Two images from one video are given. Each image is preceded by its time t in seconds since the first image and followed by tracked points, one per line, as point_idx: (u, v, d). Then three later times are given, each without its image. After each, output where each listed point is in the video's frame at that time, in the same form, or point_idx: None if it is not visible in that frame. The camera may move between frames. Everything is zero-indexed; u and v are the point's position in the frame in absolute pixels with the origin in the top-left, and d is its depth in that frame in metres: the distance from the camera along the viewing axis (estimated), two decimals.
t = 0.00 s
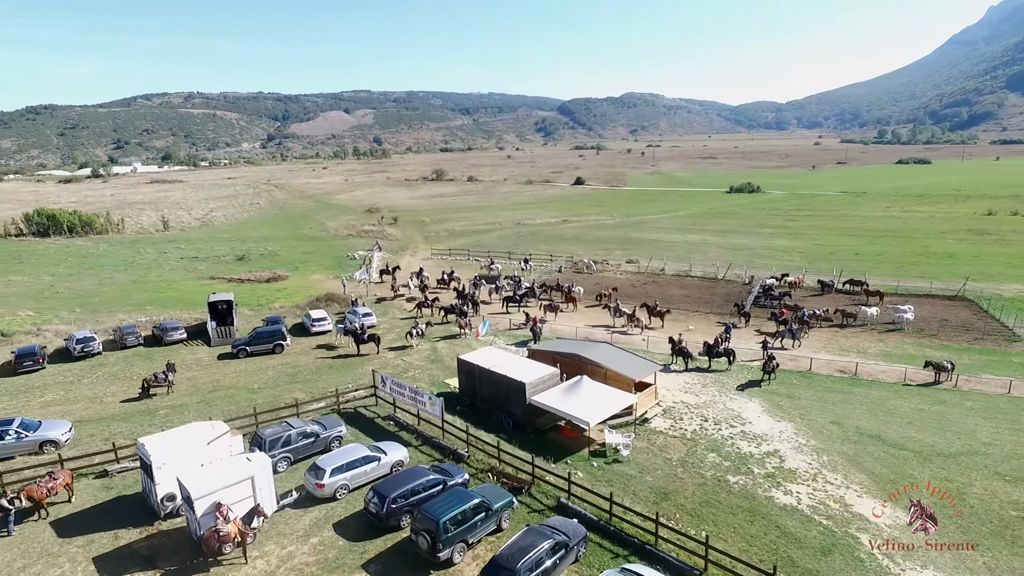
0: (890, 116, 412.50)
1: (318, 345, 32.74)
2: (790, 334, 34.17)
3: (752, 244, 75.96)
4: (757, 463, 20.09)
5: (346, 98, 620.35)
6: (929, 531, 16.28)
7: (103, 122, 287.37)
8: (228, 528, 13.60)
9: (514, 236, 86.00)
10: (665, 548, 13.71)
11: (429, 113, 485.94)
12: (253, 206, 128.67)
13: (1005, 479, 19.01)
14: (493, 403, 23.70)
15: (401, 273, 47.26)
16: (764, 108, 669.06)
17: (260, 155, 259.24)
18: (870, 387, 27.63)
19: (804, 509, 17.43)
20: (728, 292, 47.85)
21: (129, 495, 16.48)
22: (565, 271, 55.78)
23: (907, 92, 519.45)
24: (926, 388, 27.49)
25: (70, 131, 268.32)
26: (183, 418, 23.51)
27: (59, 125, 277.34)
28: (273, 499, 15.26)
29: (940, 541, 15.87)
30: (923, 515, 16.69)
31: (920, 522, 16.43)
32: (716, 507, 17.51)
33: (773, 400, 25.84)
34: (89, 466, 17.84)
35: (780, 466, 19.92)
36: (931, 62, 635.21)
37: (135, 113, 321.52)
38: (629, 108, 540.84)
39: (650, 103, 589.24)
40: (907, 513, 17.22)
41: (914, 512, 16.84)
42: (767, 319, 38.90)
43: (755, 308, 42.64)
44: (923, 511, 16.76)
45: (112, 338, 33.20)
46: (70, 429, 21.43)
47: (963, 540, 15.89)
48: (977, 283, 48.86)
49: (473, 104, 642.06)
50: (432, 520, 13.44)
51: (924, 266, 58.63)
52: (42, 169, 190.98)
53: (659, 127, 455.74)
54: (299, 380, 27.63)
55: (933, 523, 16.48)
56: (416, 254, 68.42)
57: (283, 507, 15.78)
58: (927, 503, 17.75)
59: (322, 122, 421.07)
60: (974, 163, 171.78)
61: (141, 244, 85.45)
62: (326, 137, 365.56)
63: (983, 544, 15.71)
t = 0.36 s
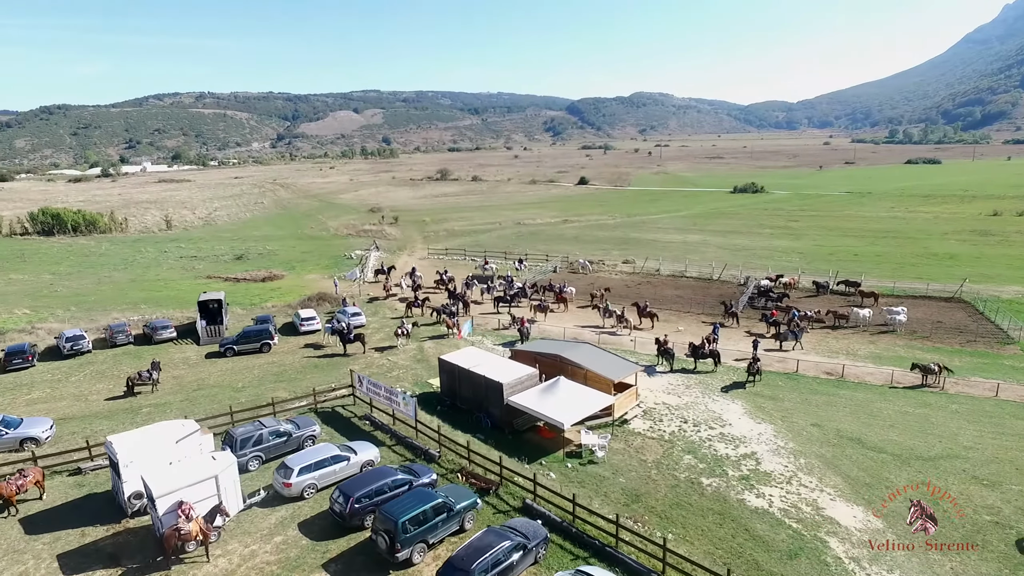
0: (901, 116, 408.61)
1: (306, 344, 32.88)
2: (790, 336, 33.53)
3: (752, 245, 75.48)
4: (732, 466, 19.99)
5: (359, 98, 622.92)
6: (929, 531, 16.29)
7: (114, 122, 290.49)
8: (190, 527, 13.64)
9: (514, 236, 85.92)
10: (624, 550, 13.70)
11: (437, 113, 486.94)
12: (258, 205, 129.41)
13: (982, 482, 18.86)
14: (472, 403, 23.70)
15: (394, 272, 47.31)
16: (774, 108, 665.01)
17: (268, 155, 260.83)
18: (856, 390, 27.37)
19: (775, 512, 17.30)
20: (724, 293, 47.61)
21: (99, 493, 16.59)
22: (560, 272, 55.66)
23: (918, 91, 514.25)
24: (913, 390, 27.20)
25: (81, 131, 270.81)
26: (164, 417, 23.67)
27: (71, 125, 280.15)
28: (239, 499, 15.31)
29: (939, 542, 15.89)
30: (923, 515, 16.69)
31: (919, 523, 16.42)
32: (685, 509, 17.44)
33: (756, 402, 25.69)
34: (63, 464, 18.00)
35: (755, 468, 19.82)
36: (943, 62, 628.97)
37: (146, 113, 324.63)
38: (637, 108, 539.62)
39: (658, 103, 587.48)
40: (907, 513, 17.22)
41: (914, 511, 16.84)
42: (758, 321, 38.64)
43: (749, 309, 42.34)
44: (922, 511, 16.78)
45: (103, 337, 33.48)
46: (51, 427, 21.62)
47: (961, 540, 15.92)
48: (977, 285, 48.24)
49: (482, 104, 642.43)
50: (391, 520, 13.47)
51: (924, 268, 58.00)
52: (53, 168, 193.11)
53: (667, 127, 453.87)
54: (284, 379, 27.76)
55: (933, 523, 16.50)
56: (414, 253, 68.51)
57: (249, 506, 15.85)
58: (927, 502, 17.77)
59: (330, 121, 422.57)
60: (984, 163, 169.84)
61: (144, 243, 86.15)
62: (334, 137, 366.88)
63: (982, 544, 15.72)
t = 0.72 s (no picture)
0: (916, 115, 403.55)
1: (298, 343, 33.09)
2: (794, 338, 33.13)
3: (755, 245, 74.90)
4: (711, 468, 19.83)
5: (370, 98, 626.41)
6: (930, 531, 16.29)
7: (129, 121, 294.42)
8: (157, 523, 13.71)
9: (517, 235, 85.94)
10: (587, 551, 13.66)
11: (447, 112, 488.12)
12: (266, 205, 130.55)
13: (964, 488, 18.59)
14: (455, 403, 23.73)
15: (390, 272, 47.47)
16: (786, 108, 659.95)
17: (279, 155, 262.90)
18: (846, 393, 27.05)
19: (750, 515, 17.16)
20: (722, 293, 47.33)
21: (76, 489, 16.76)
22: (558, 272, 55.57)
23: (934, 91, 508.16)
24: (904, 394, 26.84)
25: (97, 131, 274.74)
26: (151, 414, 23.89)
27: (87, 124, 284.28)
28: (209, 496, 15.37)
29: (939, 542, 15.93)
30: (923, 515, 16.62)
31: (919, 522, 16.43)
32: (659, 512, 17.32)
33: (742, 404, 25.47)
34: (43, 460, 18.20)
35: (734, 471, 19.65)
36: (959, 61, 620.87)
37: (161, 113, 328.62)
38: (648, 108, 537.59)
39: (669, 102, 584.75)
40: (907, 513, 17.24)
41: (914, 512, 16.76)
42: (752, 322, 38.33)
43: (746, 309, 42.05)
44: (922, 511, 16.69)
45: (98, 335, 33.89)
46: (38, 423, 21.90)
47: (962, 540, 15.95)
48: (979, 287, 47.55)
49: (493, 104, 642.73)
50: (355, 519, 13.51)
51: (928, 269, 57.31)
52: (69, 168, 196.25)
53: (678, 126, 451.64)
54: (272, 378, 27.93)
55: (933, 523, 16.45)
56: (416, 252, 68.71)
57: (221, 504, 15.97)
58: (928, 503, 17.81)
59: (341, 121, 424.66)
60: (999, 163, 167.31)
61: (152, 242, 87.22)
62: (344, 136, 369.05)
63: (984, 545, 15.69)
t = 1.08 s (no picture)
0: (948, 114, 392.63)
1: (298, 341, 33.51)
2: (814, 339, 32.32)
3: (770, 246, 73.68)
4: (696, 472, 19.61)
5: (393, 98, 631.90)
6: (929, 531, 16.30)
7: (158, 121, 301.57)
8: (133, 516, 13.99)
9: (529, 235, 85.81)
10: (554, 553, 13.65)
11: (468, 112, 489.47)
12: (284, 203, 132.41)
13: (956, 497, 18.12)
14: (445, 403, 23.81)
15: (396, 271, 47.78)
16: (813, 107, 647.86)
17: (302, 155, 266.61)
18: (844, 397, 26.51)
19: (731, 521, 16.93)
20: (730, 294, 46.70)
21: (65, 481, 17.20)
22: (566, 272, 55.42)
23: (967, 90, 493.73)
24: (905, 400, 26.20)
25: (130, 130, 282.24)
26: (148, 409, 24.42)
27: (119, 124, 291.87)
28: (189, 490, 15.67)
29: (939, 542, 15.96)
30: (923, 515, 16.65)
31: (919, 522, 16.46)
32: (638, 516, 17.18)
33: (737, 408, 25.11)
34: (37, 452, 18.72)
35: (719, 476, 19.40)
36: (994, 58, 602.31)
37: (189, 113, 335.81)
38: (670, 107, 532.44)
39: (692, 101, 578.08)
40: (908, 513, 17.25)
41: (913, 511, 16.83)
42: (756, 324, 37.72)
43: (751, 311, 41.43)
44: (922, 511, 16.72)
45: (107, 330, 34.74)
46: (39, 416, 22.53)
47: (963, 541, 15.93)
48: (998, 291, 46.13)
49: (515, 103, 642.59)
50: (324, 516, 13.66)
51: (947, 273, 55.81)
52: (99, 167, 201.75)
53: (701, 126, 446.27)
54: (269, 375, 28.33)
55: (933, 523, 16.48)
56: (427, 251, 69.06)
57: (203, 498, 16.27)
58: (928, 503, 17.82)
59: (362, 121, 428.57)
60: None
61: (173, 239, 89.21)
62: (365, 136, 372.51)
63: (985, 545, 15.73)
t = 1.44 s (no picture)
0: (977, 112, 382.97)
1: (296, 338, 33.87)
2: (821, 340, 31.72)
3: (782, 247, 72.56)
4: (679, 475, 19.44)
5: (412, 97, 635.84)
6: (929, 530, 16.44)
7: (181, 121, 307.28)
8: (109, 509, 14.29)
9: (539, 235, 85.67)
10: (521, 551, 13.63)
11: (485, 111, 490.19)
12: (299, 202, 133.87)
13: (944, 506, 17.75)
14: (433, 402, 23.85)
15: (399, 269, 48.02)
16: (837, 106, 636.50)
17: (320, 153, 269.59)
18: (840, 402, 26.07)
19: (709, 525, 16.73)
20: (734, 294, 46.19)
21: (51, 474, 17.59)
22: (570, 271, 55.24)
23: (997, 88, 481.04)
24: (902, 405, 25.71)
25: (155, 129, 288.19)
26: (144, 403, 24.89)
27: (145, 123, 298.01)
28: (167, 486, 15.97)
29: (939, 541, 16.06)
30: (923, 515, 16.85)
31: (919, 522, 16.61)
32: (615, 518, 17.07)
33: (728, 411, 24.78)
34: (29, 445, 19.20)
35: (702, 479, 19.21)
36: None
37: (211, 112, 341.44)
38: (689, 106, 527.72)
39: (712, 100, 572.23)
40: (908, 512, 17.41)
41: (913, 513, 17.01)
42: (756, 326, 37.21)
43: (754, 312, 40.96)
44: (923, 511, 16.92)
45: (112, 326, 35.50)
46: (37, 409, 23.12)
47: (962, 540, 16.05)
48: (1012, 295, 44.92)
49: (534, 102, 642.03)
50: (293, 513, 13.81)
51: (962, 275, 54.53)
52: (125, 165, 206.17)
53: (721, 125, 441.37)
54: (264, 372, 28.68)
55: (933, 522, 16.65)
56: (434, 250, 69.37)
57: (182, 493, 16.54)
58: (927, 503, 17.95)
59: (380, 120, 431.81)
60: None
61: (188, 237, 90.72)
62: (383, 134, 375.14)
63: (986, 545, 15.84)
